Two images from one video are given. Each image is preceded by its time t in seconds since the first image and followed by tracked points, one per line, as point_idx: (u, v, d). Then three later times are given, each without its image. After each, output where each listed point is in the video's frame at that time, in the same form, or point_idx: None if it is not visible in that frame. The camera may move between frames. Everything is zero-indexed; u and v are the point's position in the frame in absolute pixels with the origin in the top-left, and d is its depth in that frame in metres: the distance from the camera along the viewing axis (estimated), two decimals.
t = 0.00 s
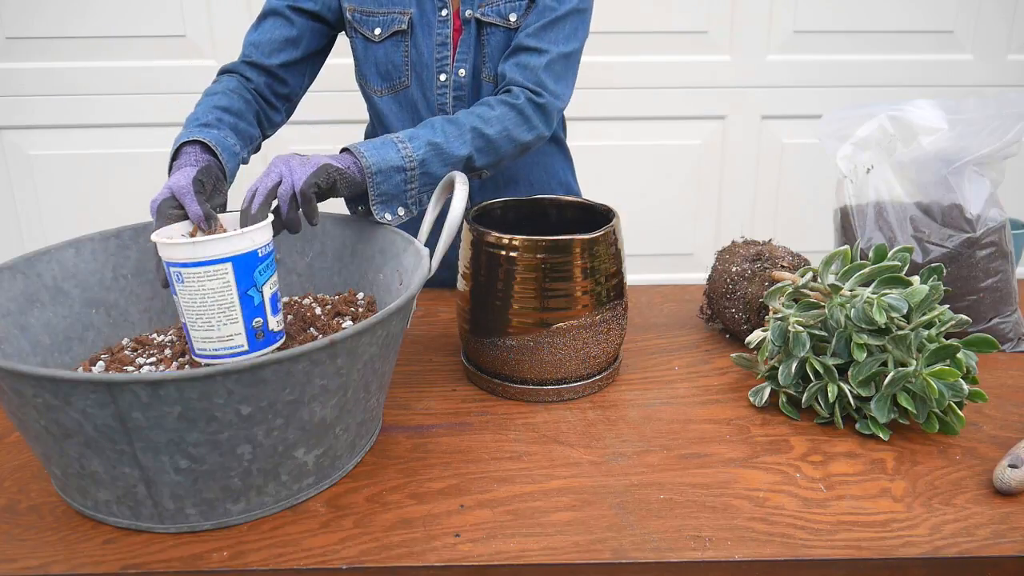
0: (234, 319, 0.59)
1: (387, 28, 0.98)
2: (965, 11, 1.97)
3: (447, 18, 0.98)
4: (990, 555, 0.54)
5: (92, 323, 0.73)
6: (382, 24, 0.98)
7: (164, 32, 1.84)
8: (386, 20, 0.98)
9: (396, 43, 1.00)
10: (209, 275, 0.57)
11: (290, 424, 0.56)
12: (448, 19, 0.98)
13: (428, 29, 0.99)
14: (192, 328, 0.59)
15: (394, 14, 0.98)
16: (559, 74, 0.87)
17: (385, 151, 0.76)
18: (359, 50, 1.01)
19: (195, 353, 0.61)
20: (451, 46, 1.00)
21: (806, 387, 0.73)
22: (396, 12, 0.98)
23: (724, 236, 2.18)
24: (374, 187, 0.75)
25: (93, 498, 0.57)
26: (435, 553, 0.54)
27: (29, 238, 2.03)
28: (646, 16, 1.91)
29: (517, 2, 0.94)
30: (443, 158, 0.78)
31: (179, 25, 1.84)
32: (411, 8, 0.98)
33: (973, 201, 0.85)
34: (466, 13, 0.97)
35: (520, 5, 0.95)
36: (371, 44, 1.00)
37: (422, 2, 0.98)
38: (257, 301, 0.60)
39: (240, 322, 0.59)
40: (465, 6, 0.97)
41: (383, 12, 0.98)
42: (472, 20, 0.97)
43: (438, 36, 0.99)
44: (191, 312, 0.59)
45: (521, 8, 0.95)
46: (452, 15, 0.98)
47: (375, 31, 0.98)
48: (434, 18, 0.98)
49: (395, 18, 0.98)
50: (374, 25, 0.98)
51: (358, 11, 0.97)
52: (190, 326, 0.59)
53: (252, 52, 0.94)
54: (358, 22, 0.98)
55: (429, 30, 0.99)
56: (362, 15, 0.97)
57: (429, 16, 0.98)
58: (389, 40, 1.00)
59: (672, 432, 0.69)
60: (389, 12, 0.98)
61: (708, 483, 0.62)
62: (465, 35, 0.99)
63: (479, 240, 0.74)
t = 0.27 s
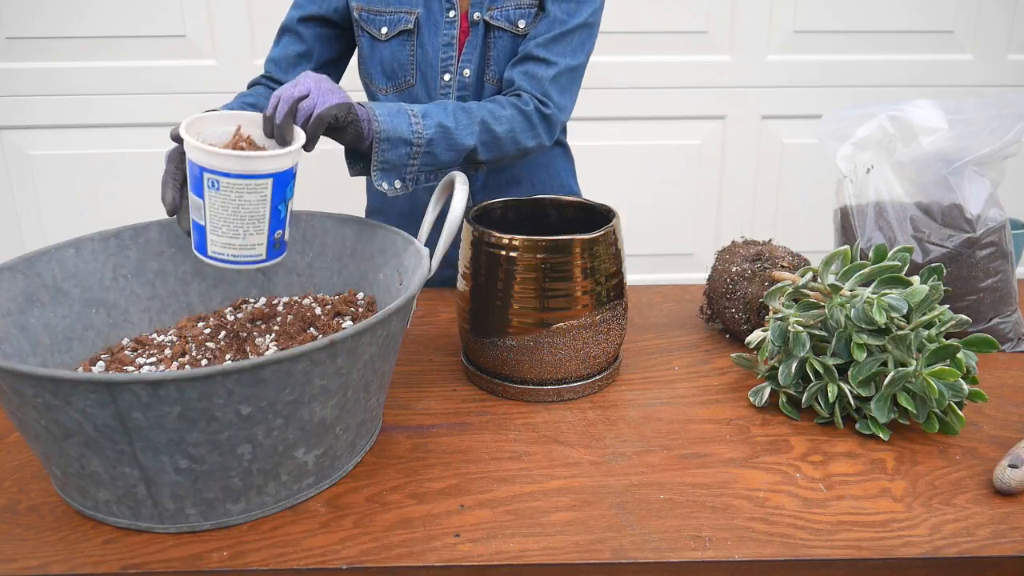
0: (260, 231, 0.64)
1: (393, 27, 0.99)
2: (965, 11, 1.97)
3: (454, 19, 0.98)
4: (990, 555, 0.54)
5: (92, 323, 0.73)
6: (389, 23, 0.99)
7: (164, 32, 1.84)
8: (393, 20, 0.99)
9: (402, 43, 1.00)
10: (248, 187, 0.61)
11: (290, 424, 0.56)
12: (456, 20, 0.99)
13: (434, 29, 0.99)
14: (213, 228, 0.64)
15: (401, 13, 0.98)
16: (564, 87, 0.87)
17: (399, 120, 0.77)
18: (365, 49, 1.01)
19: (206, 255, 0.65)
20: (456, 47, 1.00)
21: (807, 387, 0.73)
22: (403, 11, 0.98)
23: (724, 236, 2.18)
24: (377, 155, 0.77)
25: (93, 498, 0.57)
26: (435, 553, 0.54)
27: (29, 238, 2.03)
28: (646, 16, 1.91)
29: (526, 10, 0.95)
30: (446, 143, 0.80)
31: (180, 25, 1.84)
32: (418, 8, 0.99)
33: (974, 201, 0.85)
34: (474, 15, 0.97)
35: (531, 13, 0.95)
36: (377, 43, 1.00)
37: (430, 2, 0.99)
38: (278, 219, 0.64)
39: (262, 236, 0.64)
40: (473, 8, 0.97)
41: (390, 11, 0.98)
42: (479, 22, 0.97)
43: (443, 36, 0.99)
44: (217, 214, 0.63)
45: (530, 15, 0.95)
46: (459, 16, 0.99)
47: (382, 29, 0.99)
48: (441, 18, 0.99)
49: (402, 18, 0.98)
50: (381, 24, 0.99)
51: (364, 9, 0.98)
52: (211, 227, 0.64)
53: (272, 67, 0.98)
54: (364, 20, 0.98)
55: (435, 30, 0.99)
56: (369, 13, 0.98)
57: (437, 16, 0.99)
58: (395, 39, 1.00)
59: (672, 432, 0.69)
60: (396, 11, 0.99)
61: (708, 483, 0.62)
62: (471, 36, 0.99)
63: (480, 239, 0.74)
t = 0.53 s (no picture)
0: (300, 110, 0.69)
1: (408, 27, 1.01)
2: (964, 12, 1.97)
3: (470, 21, 1.00)
4: (990, 555, 0.54)
5: (92, 323, 0.73)
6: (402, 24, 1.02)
7: (164, 33, 1.84)
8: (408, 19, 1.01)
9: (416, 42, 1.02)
10: (307, 65, 0.66)
11: (290, 424, 0.56)
12: (471, 21, 1.00)
13: (450, 31, 1.02)
14: (258, 98, 0.68)
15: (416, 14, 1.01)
16: (586, 90, 0.92)
17: (452, 57, 0.81)
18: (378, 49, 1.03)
19: (239, 117, 0.69)
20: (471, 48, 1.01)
21: (806, 387, 0.73)
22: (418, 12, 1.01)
23: (724, 236, 2.18)
24: (420, 83, 0.81)
25: (93, 498, 0.57)
26: (436, 553, 0.54)
27: (29, 238, 2.03)
28: (646, 16, 1.91)
29: (546, 11, 0.97)
30: (482, 99, 0.84)
31: (180, 25, 1.84)
32: (432, 10, 1.01)
33: (974, 201, 0.85)
34: (491, 16, 1.00)
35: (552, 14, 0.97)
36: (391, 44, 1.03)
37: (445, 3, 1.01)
38: (315, 107, 0.70)
39: (301, 115, 0.69)
40: (490, 10, 1.00)
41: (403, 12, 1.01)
42: (498, 23, 1.00)
43: (459, 37, 1.01)
44: (266, 83, 0.67)
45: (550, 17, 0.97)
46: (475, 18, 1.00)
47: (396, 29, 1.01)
48: (456, 20, 1.01)
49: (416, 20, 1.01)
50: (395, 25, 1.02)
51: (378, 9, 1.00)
52: (256, 94, 0.67)
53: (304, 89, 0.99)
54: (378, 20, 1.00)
55: (450, 31, 1.01)
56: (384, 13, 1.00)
57: (452, 18, 1.01)
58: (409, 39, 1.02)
59: (672, 432, 0.69)
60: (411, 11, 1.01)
61: (707, 483, 0.62)
62: (488, 37, 1.01)
63: (480, 239, 0.74)
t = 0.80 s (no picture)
0: (400, 116, 0.69)
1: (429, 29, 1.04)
2: (964, 11, 1.97)
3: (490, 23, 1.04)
4: (990, 555, 0.54)
5: (92, 323, 0.73)
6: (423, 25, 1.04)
7: (164, 32, 1.84)
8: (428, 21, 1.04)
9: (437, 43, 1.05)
10: (426, 77, 0.66)
11: (290, 424, 0.56)
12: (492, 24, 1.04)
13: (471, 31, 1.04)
14: (365, 93, 0.67)
15: (438, 16, 1.04)
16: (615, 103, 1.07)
17: (532, 77, 0.87)
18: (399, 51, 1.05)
19: (340, 109, 0.68)
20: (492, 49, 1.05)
21: (806, 387, 0.73)
22: (439, 14, 1.04)
23: (724, 236, 2.18)
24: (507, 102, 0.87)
25: (93, 498, 0.57)
26: (436, 553, 0.54)
27: (29, 238, 2.03)
28: (647, 16, 1.91)
29: (573, 20, 1.05)
30: (554, 116, 0.93)
31: (180, 25, 1.84)
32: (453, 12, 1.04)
33: (973, 201, 0.85)
34: (517, 21, 1.05)
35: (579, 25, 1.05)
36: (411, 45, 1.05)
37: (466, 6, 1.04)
38: (411, 118, 0.70)
39: (399, 121, 0.69)
40: (515, 14, 1.05)
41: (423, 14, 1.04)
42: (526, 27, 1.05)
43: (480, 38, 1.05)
44: (383, 82, 0.66)
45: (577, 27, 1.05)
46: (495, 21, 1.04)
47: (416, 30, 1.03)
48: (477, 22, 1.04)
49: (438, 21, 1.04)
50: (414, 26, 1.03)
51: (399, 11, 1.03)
52: (367, 90, 0.67)
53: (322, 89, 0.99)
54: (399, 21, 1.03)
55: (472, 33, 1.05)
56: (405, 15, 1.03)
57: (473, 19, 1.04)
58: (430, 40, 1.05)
59: (672, 432, 0.69)
60: (432, 14, 1.04)
61: (707, 483, 0.62)
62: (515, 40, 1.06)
63: (480, 239, 0.74)
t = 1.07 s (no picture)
0: (414, 151, 0.74)
1: (442, 31, 1.01)
2: (964, 11, 1.97)
3: (505, 28, 1.02)
4: (990, 555, 0.54)
5: (92, 323, 0.73)
6: (438, 26, 1.01)
7: (164, 32, 1.84)
8: (442, 23, 1.01)
9: (451, 46, 1.02)
10: (454, 130, 0.72)
11: (290, 424, 0.56)
12: (506, 28, 1.02)
13: (485, 34, 1.02)
14: (397, 117, 0.72)
15: (452, 18, 1.01)
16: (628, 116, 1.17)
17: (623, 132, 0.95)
18: (411, 51, 1.03)
19: (365, 113, 0.72)
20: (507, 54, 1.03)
21: (806, 387, 0.73)
22: (454, 15, 1.01)
23: (724, 236, 2.18)
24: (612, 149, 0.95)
25: (93, 498, 0.57)
26: (436, 553, 0.54)
27: (29, 238, 2.03)
28: (647, 16, 1.91)
29: (591, 37, 1.06)
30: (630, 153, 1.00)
31: (180, 25, 1.84)
32: (468, 13, 1.01)
33: (973, 201, 0.85)
34: (537, 29, 1.03)
35: (599, 43, 1.07)
36: (424, 46, 1.02)
37: (480, 7, 1.02)
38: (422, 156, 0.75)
39: (411, 152, 0.74)
40: (535, 23, 1.03)
41: (438, 15, 1.01)
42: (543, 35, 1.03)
43: (494, 43, 1.02)
44: (419, 114, 0.71)
45: (595, 45, 1.07)
46: (509, 25, 1.02)
47: (430, 32, 1.01)
48: (491, 26, 1.02)
49: (453, 22, 1.01)
50: (429, 27, 1.01)
51: (412, 12, 1.00)
52: (399, 112, 0.71)
53: (327, 84, 0.98)
54: (412, 22, 1.00)
55: (486, 37, 1.02)
56: (418, 15, 1.00)
57: (487, 22, 1.02)
58: (443, 43, 1.02)
59: (672, 432, 0.69)
60: (446, 15, 1.01)
61: (707, 483, 0.62)
62: (533, 50, 1.04)
63: (480, 239, 0.74)
